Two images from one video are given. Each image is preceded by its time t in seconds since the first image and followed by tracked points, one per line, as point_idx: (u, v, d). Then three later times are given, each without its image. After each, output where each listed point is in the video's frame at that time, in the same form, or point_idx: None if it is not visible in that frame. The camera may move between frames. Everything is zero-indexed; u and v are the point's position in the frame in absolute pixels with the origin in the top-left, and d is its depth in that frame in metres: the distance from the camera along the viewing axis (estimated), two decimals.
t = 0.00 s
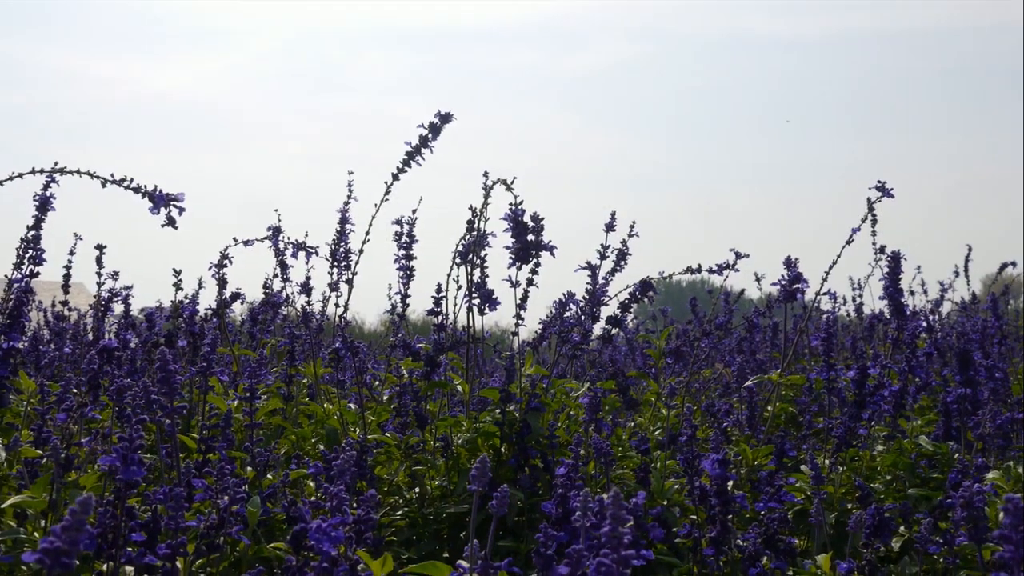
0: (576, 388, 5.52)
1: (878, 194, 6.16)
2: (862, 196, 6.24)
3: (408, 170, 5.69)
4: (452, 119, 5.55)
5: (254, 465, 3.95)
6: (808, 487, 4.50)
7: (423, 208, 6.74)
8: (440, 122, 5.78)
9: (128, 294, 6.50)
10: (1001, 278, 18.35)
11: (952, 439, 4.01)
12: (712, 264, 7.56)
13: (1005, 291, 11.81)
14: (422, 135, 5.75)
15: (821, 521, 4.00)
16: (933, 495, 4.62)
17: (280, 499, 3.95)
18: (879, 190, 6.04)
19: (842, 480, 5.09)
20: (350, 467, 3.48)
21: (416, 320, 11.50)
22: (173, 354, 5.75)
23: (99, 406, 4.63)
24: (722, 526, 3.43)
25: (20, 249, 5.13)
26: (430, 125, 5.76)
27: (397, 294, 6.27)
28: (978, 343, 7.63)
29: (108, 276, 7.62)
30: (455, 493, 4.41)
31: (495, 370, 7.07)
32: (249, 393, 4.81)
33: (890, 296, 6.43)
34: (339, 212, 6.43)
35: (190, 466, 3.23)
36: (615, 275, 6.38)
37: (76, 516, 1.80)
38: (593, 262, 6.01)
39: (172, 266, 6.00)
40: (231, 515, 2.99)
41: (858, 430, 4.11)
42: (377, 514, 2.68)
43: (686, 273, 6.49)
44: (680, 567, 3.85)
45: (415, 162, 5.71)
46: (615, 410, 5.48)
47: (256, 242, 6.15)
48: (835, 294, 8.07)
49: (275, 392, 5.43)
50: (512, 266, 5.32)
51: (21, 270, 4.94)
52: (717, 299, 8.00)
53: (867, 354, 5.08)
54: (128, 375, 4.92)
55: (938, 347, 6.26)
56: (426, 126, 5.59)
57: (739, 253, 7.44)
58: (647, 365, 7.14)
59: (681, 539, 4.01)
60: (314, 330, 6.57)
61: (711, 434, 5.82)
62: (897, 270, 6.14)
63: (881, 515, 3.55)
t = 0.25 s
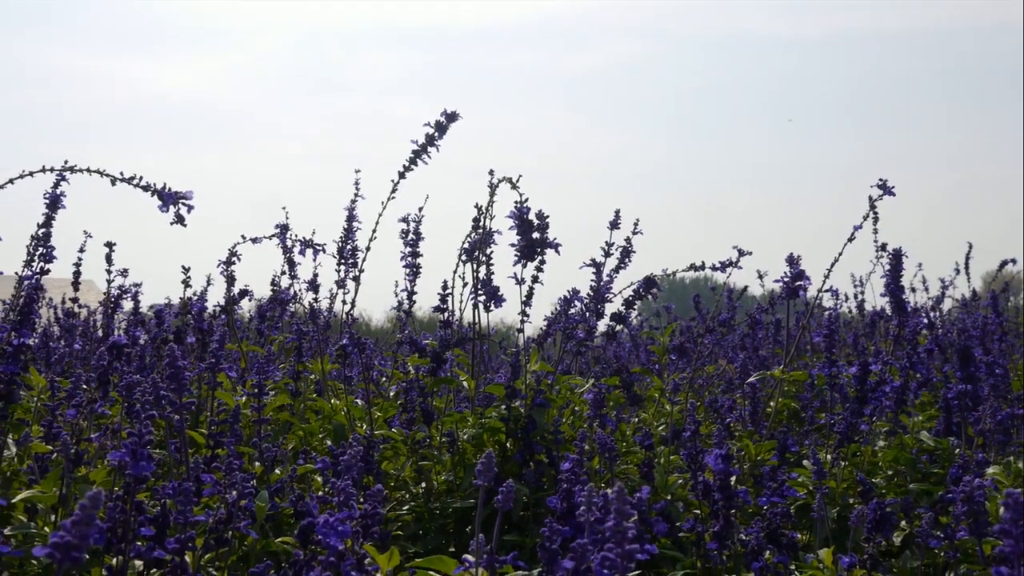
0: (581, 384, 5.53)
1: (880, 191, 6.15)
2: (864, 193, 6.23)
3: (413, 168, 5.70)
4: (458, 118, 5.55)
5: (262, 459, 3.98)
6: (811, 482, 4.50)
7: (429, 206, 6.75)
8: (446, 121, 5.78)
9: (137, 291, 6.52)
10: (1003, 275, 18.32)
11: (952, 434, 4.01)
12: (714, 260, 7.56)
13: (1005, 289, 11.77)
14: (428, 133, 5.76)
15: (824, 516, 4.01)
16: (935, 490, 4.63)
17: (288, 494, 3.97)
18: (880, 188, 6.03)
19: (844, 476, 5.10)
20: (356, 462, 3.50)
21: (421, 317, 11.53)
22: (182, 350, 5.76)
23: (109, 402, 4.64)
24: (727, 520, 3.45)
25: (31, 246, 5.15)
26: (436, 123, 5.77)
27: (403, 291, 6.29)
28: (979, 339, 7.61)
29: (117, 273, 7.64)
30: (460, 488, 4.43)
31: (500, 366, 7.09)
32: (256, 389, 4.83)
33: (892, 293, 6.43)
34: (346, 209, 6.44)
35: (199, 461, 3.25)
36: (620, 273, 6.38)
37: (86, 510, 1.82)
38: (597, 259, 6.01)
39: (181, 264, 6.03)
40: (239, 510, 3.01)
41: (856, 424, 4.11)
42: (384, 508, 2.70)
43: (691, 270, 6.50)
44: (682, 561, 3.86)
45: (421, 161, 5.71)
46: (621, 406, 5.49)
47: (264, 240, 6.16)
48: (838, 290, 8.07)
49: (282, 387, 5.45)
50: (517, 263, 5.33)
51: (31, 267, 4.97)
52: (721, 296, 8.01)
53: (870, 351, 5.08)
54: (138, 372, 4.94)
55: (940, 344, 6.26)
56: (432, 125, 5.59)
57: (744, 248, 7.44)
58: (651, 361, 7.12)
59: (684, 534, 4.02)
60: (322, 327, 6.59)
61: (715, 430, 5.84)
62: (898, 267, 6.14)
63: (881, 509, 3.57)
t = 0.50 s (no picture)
0: (586, 380, 5.53)
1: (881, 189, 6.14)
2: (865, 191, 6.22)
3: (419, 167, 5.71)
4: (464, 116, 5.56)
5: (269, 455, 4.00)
6: (814, 477, 4.51)
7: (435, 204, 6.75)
8: (452, 120, 5.79)
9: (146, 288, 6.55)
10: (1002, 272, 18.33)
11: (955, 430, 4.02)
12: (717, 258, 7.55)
13: (1004, 286, 11.76)
14: (434, 132, 5.77)
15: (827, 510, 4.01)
16: (937, 485, 4.63)
17: (295, 489, 3.99)
18: (881, 185, 6.02)
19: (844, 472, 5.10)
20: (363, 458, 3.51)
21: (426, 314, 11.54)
22: (190, 347, 5.78)
23: (118, 398, 4.66)
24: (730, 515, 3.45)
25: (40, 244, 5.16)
26: (441, 122, 5.77)
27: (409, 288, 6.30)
28: (979, 335, 7.60)
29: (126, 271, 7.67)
30: (466, 483, 4.44)
31: (504, 363, 7.10)
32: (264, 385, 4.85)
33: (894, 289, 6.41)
34: (352, 207, 6.45)
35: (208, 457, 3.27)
36: (624, 270, 6.39)
37: (96, 505, 1.83)
38: (601, 256, 6.01)
39: (190, 262, 6.06)
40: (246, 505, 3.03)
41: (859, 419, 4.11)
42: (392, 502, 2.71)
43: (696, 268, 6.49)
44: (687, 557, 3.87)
45: (427, 159, 5.72)
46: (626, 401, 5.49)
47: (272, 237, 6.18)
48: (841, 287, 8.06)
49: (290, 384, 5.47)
50: (522, 261, 5.33)
51: (41, 265, 4.99)
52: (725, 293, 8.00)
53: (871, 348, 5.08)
54: (147, 369, 4.96)
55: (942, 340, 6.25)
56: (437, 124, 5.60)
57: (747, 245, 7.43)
58: (656, 357, 7.13)
59: (687, 530, 4.03)
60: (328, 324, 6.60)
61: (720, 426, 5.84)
62: (899, 264, 6.13)
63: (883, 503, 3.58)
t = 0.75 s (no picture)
0: (591, 377, 5.54)
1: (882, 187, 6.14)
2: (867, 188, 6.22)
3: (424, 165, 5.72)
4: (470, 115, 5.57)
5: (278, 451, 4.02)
6: (816, 473, 4.51)
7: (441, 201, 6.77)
8: (458, 119, 5.80)
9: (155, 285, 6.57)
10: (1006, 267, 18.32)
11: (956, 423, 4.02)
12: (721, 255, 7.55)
13: (1004, 283, 11.74)
14: (440, 131, 5.78)
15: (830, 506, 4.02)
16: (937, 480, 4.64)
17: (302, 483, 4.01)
18: (883, 184, 6.02)
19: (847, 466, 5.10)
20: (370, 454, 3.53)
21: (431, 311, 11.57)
22: (198, 343, 5.81)
23: (127, 394, 4.69)
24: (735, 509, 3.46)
25: (49, 241, 5.18)
26: (447, 121, 5.79)
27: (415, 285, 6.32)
28: (980, 331, 7.59)
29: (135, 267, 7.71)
30: (472, 478, 4.46)
31: (509, 359, 7.12)
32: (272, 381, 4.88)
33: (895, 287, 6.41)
34: (359, 205, 6.47)
35: (216, 452, 3.29)
36: (628, 267, 6.40)
37: (106, 499, 1.85)
38: (606, 254, 6.02)
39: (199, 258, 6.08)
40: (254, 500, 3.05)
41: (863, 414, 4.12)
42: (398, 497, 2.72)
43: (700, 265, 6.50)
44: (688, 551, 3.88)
45: (432, 158, 5.74)
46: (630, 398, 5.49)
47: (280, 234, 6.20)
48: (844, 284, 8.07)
49: (297, 380, 5.49)
50: (527, 259, 5.34)
51: (51, 262, 5.02)
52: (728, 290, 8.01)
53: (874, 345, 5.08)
54: (156, 365, 4.98)
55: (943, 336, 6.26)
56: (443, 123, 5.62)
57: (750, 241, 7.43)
58: (660, 354, 7.14)
59: (690, 525, 4.04)
60: (336, 321, 6.63)
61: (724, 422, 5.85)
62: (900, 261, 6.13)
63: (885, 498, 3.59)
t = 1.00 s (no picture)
0: (596, 373, 5.55)
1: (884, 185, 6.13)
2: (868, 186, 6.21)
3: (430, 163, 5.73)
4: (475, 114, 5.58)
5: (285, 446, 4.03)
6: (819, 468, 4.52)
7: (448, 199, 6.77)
8: (463, 117, 5.80)
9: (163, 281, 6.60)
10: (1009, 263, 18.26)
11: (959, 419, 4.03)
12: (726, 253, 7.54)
13: (1006, 279, 11.71)
14: (446, 129, 5.79)
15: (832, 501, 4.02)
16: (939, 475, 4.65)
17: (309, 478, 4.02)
18: (885, 182, 6.01)
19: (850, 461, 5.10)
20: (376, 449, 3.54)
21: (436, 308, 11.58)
22: (206, 339, 5.83)
23: (137, 390, 4.71)
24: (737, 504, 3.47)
25: (59, 239, 5.21)
26: (453, 120, 5.79)
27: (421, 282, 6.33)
28: (981, 328, 7.57)
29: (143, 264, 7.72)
30: (477, 473, 4.47)
31: (514, 355, 7.13)
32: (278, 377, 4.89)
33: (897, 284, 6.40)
34: (365, 202, 6.48)
35: (224, 448, 3.31)
36: (632, 264, 6.39)
37: (115, 494, 1.86)
38: (610, 251, 6.02)
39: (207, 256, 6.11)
40: (262, 495, 3.08)
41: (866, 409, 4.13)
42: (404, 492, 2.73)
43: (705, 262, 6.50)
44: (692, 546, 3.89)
45: (438, 156, 5.75)
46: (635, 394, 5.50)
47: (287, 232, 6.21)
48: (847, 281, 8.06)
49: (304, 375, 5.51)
50: (532, 257, 5.35)
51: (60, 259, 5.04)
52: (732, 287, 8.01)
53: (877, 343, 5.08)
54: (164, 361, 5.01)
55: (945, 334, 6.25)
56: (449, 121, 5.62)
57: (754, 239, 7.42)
58: (665, 350, 7.14)
59: (693, 520, 4.05)
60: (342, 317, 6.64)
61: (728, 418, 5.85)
62: (902, 259, 6.11)
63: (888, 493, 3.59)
